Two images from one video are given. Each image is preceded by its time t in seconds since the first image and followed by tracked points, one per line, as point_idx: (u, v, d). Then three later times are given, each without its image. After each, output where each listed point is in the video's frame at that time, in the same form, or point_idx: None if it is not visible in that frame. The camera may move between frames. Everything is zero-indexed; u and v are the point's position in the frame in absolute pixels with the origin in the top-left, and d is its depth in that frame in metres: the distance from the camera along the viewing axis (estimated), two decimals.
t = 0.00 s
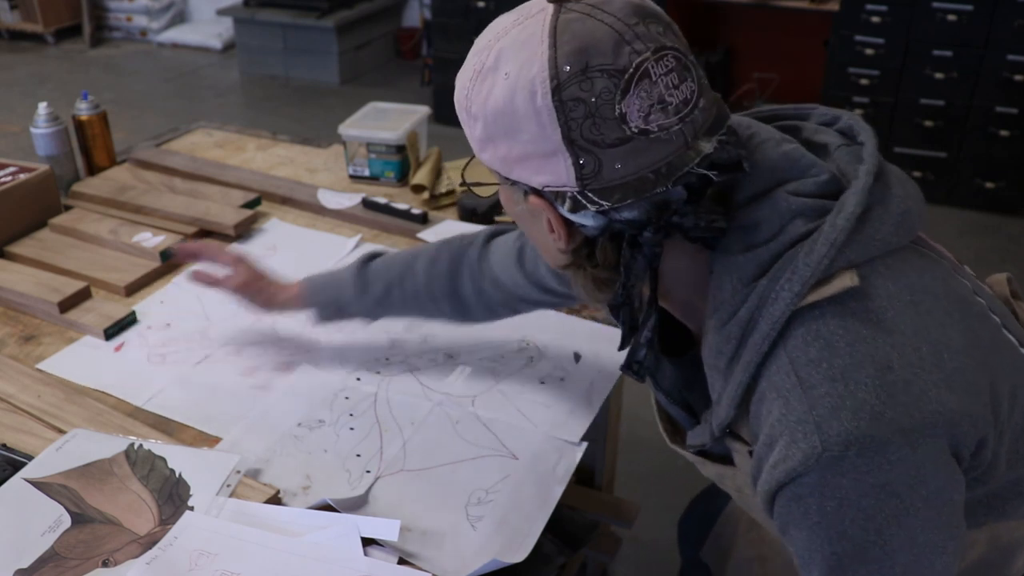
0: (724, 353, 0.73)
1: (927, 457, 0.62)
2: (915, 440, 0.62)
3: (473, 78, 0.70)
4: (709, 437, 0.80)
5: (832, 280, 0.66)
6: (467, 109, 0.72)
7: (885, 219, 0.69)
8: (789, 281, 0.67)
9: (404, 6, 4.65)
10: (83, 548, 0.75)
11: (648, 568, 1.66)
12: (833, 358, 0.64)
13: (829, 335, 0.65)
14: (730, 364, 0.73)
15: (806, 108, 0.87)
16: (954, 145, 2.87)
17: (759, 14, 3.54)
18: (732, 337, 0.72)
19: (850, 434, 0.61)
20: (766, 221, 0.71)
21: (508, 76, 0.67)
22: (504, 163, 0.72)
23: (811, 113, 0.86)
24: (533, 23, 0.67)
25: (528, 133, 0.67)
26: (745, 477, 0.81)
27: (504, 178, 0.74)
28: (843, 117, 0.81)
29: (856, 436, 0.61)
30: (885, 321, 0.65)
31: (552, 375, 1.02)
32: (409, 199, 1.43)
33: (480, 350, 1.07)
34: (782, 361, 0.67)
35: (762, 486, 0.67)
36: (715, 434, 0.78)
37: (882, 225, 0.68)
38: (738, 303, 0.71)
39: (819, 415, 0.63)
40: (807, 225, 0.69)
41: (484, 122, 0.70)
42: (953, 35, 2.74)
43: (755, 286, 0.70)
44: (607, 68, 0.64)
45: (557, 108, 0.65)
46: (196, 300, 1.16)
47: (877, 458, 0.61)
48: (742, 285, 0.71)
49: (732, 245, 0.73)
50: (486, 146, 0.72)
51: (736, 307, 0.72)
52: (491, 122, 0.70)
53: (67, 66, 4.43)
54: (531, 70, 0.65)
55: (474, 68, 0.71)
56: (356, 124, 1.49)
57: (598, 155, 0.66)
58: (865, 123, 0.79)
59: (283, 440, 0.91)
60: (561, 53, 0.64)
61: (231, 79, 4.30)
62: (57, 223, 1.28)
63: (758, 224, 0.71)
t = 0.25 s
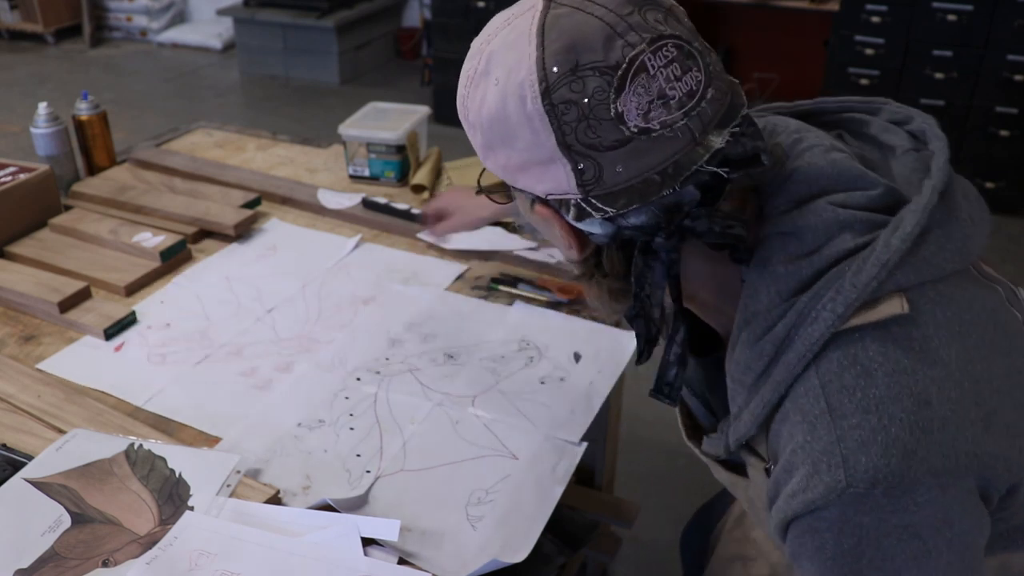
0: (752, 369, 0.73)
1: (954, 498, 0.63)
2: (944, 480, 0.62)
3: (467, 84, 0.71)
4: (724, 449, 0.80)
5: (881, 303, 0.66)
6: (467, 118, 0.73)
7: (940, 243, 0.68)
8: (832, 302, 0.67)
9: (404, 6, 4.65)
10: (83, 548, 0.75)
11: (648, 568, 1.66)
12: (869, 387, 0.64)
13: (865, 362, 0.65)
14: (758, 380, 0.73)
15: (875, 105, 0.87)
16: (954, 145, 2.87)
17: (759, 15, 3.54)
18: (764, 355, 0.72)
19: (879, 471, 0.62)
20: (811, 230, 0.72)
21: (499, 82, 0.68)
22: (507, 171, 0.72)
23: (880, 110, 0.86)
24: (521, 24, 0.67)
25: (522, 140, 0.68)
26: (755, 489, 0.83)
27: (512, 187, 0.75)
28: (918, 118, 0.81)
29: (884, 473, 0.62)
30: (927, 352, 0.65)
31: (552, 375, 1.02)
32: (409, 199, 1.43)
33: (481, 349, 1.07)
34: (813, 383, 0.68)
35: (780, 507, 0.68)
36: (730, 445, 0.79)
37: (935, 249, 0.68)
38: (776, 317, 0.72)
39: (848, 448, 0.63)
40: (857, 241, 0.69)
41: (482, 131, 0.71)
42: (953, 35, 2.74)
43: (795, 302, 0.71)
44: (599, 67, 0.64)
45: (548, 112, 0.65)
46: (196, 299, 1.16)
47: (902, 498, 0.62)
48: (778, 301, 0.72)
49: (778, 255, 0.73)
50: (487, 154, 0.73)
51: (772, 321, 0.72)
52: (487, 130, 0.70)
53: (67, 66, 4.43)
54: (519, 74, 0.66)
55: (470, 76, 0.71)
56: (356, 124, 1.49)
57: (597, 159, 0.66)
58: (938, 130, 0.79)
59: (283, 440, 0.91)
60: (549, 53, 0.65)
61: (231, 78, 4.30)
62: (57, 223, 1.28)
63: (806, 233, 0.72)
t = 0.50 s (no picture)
0: (752, 373, 0.73)
1: (950, 508, 0.63)
2: (941, 490, 0.62)
3: (474, 82, 0.71)
4: (722, 453, 0.81)
5: (882, 313, 0.66)
6: (471, 117, 0.72)
7: (950, 253, 0.68)
8: (834, 308, 0.67)
9: (404, 6, 4.64)
10: (83, 548, 0.75)
11: (647, 568, 1.66)
12: (867, 395, 0.64)
13: (864, 368, 0.65)
14: (758, 383, 0.73)
15: (893, 110, 0.86)
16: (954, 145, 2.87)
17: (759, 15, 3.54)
18: (764, 359, 0.72)
19: (873, 480, 0.62)
20: (816, 235, 0.71)
21: (507, 85, 0.67)
22: (511, 173, 0.72)
23: (898, 115, 0.86)
24: (530, 26, 0.66)
25: (529, 144, 0.67)
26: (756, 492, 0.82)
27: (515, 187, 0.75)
28: (933, 124, 0.81)
29: (878, 482, 0.62)
30: (929, 361, 0.65)
31: (552, 375, 1.02)
32: (409, 199, 1.43)
33: (481, 349, 1.07)
34: (810, 388, 0.68)
35: (774, 511, 0.68)
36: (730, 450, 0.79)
37: (943, 258, 0.67)
38: (775, 323, 0.72)
39: (842, 456, 0.63)
40: (861, 247, 0.69)
41: (488, 132, 0.71)
42: (953, 35, 2.74)
43: (796, 306, 0.71)
44: (608, 75, 0.63)
45: (556, 120, 0.65)
46: (195, 299, 1.16)
47: (897, 508, 0.62)
48: (779, 306, 0.72)
49: (782, 259, 0.73)
50: (492, 153, 0.73)
51: (772, 327, 0.72)
52: (493, 130, 0.70)
53: (67, 66, 4.43)
54: (528, 78, 0.65)
55: (476, 76, 0.71)
56: (356, 124, 1.49)
57: (604, 168, 0.66)
58: (954, 136, 0.78)
59: (283, 440, 0.91)
60: (559, 58, 0.64)
61: (231, 78, 4.30)
62: (57, 223, 1.28)
63: (811, 237, 0.71)
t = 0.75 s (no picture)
0: (751, 369, 0.73)
1: (947, 500, 0.62)
2: (937, 482, 0.62)
3: (486, 78, 0.69)
4: (723, 448, 0.81)
5: (879, 309, 0.67)
6: (481, 112, 0.71)
7: (946, 249, 0.68)
8: (832, 304, 0.67)
9: (404, 6, 4.65)
10: (83, 548, 0.75)
11: (647, 568, 1.66)
12: (865, 388, 0.65)
13: (861, 362, 0.66)
14: (757, 380, 0.73)
15: (887, 108, 0.86)
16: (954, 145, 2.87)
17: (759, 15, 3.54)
18: (763, 355, 0.72)
19: (871, 472, 0.62)
20: (815, 232, 0.72)
21: (521, 85, 0.66)
22: (519, 171, 0.71)
23: (891, 114, 0.86)
24: (547, 27, 0.65)
25: (543, 146, 0.67)
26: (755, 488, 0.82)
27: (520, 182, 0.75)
28: (927, 122, 0.81)
29: (876, 474, 0.62)
30: (926, 355, 0.66)
31: (552, 375, 1.02)
32: (409, 199, 1.43)
33: (481, 349, 1.07)
34: (808, 382, 0.67)
35: (772, 507, 0.67)
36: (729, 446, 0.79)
37: (940, 255, 0.68)
38: (774, 320, 0.72)
39: (840, 449, 0.63)
40: (859, 244, 0.70)
41: (498, 129, 0.70)
42: (953, 35, 2.74)
43: (795, 302, 0.71)
44: (627, 82, 0.63)
45: (573, 124, 0.64)
46: (195, 299, 1.16)
47: (895, 499, 0.62)
48: (778, 301, 0.72)
49: (777, 253, 0.73)
50: (500, 149, 0.72)
51: (771, 324, 0.72)
52: (505, 128, 0.69)
53: (67, 66, 4.43)
54: (545, 81, 0.64)
55: (487, 71, 0.69)
56: (356, 124, 1.49)
57: (618, 174, 0.66)
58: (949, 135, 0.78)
59: (283, 440, 0.91)
60: (577, 62, 0.63)
61: (231, 78, 4.30)
62: (57, 223, 1.28)
63: (809, 235, 0.72)
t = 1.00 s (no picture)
0: (747, 362, 0.74)
1: (937, 492, 0.63)
2: (929, 475, 0.62)
3: (499, 73, 0.69)
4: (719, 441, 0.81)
5: (873, 306, 0.67)
6: (492, 105, 0.71)
7: (940, 247, 0.69)
8: (827, 300, 0.67)
9: (404, 6, 4.65)
10: (83, 548, 0.75)
11: (648, 568, 1.66)
12: (857, 383, 0.65)
13: (855, 357, 0.66)
14: (752, 373, 0.74)
15: (883, 109, 0.87)
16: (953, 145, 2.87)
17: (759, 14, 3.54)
18: (759, 349, 0.72)
19: (862, 465, 0.62)
20: (813, 230, 0.72)
21: (537, 79, 0.66)
22: (529, 164, 0.71)
23: (888, 114, 0.86)
24: (563, 22, 0.65)
25: (558, 142, 0.67)
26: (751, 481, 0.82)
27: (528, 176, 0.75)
28: (923, 121, 0.81)
29: (868, 467, 0.62)
30: (919, 351, 0.66)
31: (552, 375, 1.02)
32: (409, 199, 1.43)
33: (480, 349, 1.07)
34: (802, 378, 0.68)
35: (767, 500, 0.68)
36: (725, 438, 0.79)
37: (934, 253, 0.68)
38: (770, 315, 0.72)
39: (832, 443, 0.63)
40: (856, 241, 0.70)
41: (510, 123, 0.70)
42: (952, 35, 2.74)
43: (792, 297, 0.71)
44: (646, 79, 0.63)
45: (589, 120, 0.64)
46: (195, 299, 1.16)
47: (886, 492, 0.62)
48: (776, 295, 0.72)
49: (773, 248, 0.74)
50: (511, 143, 0.72)
51: (767, 319, 0.72)
52: (518, 122, 0.69)
53: (67, 66, 4.43)
54: (562, 77, 0.64)
55: (500, 64, 0.69)
56: (356, 124, 1.49)
57: (632, 171, 0.66)
58: (944, 134, 0.78)
59: (283, 440, 0.91)
60: (595, 59, 0.63)
61: (231, 78, 4.30)
62: (57, 223, 1.28)
63: (806, 232, 0.72)
